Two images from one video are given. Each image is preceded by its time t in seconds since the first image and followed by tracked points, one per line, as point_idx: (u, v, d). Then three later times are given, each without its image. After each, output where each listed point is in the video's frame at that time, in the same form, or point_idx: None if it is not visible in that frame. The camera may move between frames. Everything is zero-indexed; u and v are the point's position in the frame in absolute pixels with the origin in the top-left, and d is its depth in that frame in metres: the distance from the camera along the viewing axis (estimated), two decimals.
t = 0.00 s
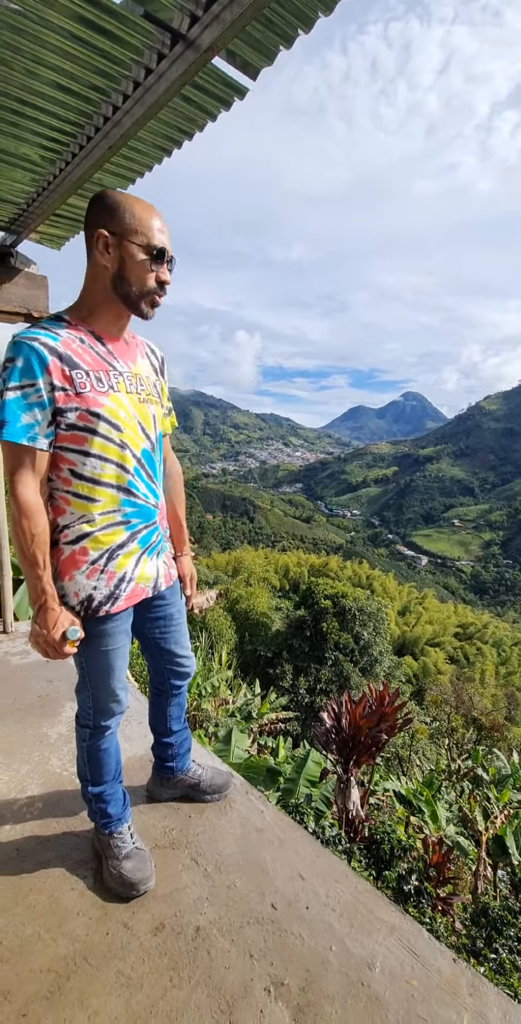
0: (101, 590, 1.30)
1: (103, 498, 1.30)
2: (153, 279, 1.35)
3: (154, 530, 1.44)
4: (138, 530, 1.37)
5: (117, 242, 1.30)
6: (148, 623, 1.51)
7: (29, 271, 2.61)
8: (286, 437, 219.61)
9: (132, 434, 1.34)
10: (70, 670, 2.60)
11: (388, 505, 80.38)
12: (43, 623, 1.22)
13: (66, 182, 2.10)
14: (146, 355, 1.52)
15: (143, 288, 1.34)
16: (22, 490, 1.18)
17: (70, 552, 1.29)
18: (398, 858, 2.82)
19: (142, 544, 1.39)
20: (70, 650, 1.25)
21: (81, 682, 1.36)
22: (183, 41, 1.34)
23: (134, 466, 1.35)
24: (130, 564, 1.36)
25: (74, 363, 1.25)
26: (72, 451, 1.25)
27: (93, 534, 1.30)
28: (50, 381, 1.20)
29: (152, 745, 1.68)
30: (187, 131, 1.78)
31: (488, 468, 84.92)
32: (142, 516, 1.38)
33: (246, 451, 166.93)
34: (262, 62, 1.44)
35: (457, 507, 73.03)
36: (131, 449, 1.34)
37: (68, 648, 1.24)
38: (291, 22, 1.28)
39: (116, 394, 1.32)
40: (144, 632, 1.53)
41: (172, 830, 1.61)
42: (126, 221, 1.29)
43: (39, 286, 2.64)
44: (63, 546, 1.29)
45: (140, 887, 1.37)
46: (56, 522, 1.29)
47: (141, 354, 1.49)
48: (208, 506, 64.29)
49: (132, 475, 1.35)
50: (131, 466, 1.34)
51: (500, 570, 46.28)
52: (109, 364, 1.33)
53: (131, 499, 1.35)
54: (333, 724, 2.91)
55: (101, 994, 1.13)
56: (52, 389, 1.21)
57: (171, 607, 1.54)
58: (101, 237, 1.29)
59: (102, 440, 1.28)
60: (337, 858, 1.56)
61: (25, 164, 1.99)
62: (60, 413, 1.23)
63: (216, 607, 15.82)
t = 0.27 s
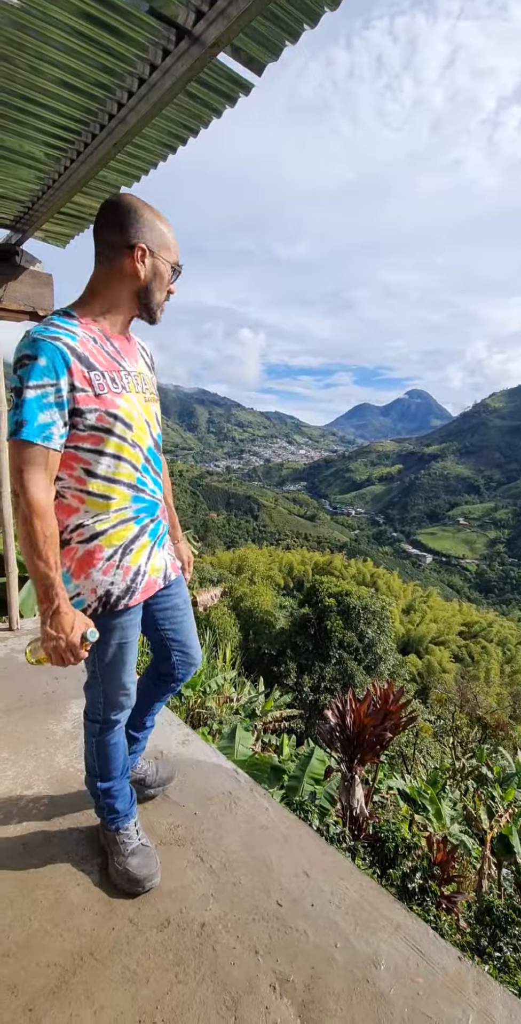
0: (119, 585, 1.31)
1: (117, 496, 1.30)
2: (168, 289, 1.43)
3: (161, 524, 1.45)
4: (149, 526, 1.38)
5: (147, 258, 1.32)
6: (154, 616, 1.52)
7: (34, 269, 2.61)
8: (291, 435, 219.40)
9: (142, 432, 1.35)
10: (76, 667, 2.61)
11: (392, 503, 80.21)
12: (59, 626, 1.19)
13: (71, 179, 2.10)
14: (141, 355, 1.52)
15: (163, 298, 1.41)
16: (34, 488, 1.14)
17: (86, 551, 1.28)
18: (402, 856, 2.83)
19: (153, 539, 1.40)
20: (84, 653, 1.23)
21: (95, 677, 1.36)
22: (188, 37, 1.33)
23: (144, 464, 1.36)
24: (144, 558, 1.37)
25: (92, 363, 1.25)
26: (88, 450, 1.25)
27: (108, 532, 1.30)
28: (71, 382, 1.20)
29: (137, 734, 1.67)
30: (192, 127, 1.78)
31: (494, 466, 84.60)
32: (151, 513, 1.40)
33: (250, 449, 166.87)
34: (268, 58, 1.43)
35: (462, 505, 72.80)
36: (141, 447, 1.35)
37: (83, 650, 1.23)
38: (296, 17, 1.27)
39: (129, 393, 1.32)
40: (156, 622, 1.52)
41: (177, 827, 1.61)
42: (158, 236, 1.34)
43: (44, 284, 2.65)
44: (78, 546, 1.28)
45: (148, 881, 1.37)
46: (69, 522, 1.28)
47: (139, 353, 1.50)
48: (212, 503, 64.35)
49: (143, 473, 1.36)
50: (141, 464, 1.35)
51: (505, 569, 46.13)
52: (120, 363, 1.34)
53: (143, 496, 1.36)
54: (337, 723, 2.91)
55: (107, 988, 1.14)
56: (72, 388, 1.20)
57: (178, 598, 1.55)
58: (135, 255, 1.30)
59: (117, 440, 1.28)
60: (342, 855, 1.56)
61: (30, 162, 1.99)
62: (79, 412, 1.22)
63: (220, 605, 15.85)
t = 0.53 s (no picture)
0: (134, 576, 1.33)
1: (127, 490, 1.30)
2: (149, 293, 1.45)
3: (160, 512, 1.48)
4: (154, 515, 1.40)
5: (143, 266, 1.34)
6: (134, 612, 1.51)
7: (33, 269, 2.61)
8: (290, 435, 219.44)
9: (142, 427, 1.36)
10: (76, 667, 2.61)
11: (392, 503, 80.22)
12: (90, 620, 1.15)
13: (70, 179, 2.10)
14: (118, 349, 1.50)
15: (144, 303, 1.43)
16: (55, 485, 1.10)
17: (101, 546, 1.27)
18: (402, 856, 2.84)
19: (157, 527, 1.43)
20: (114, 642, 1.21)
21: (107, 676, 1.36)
22: (188, 37, 1.33)
23: (146, 457, 1.37)
24: (152, 546, 1.39)
25: (97, 359, 1.24)
26: (98, 446, 1.23)
27: (121, 525, 1.29)
28: (85, 379, 1.19)
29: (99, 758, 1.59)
30: (191, 126, 1.77)
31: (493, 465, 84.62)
32: (154, 502, 1.42)
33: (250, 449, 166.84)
34: (267, 57, 1.43)
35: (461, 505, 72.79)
36: (143, 441, 1.36)
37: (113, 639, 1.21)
38: (296, 16, 1.28)
39: (129, 388, 1.33)
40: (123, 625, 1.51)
41: (178, 827, 1.61)
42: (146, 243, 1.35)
43: (44, 284, 2.64)
44: (93, 541, 1.26)
45: (147, 881, 1.37)
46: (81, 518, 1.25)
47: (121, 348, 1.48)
48: (212, 503, 64.33)
49: (146, 465, 1.37)
50: (144, 457, 1.36)
51: (505, 569, 46.13)
52: (117, 358, 1.34)
53: (147, 488, 1.37)
54: (336, 722, 2.91)
55: (107, 989, 1.14)
56: (85, 386, 1.19)
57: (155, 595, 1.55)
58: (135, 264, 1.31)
59: (125, 435, 1.28)
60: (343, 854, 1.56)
61: (29, 161, 1.99)
62: (91, 410, 1.21)
63: (219, 605, 15.85)
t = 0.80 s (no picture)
0: (122, 574, 1.33)
1: (113, 493, 1.29)
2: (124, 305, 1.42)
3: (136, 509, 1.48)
4: (134, 514, 1.41)
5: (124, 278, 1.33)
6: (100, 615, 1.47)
7: (29, 271, 2.60)
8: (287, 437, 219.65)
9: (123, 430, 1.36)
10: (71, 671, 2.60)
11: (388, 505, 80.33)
12: (102, 614, 1.13)
13: (67, 183, 2.11)
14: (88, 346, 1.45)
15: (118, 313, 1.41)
16: (54, 491, 1.07)
17: (91, 548, 1.25)
18: (398, 859, 2.83)
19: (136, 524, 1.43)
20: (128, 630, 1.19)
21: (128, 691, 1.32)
22: (183, 42, 1.34)
23: (126, 460, 1.37)
24: (134, 544, 1.39)
25: (86, 366, 1.21)
26: (87, 452, 1.21)
27: (108, 528, 1.28)
28: (79, 388, 1.17)
29: (65, 771, 1.54)
30: (187, 131, 1.78)
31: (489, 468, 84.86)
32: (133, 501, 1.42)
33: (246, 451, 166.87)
34: (263, 63, 1.44)
35: (457, 508, 72.93)
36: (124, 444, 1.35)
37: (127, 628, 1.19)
38: (291, 22, 1.28)
39: (111, 392, 1.32)
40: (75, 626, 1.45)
41: (173, 831, 1.60)
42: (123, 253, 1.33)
43: (40, 287, 2.64)
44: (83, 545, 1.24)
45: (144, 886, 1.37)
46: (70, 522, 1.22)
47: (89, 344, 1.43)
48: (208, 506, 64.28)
49: (126, 466, 1.37)
50: (125, 460, 1.36)
51: (501, 571, 46.22)
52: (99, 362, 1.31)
53: (128, 488, 1.37)
54: (332, 726, 2.91)
55: (102, 995, 1.13)
56: (79, 394, 1.17)
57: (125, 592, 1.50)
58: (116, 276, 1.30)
59: (111, 440, 1.27)
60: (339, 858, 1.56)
61: (26, 165, 1.99)
62: (82, 418, 1.19)
63: (216, 608, 15.80)
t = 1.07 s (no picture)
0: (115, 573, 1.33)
1: (102, 491, 1.29)
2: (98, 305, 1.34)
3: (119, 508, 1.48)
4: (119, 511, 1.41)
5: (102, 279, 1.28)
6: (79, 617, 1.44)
7: (27, 274, 2.60)
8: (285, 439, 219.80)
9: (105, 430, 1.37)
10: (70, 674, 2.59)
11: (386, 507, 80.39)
12: (83, 626, 1.13)
13: (65, 185, 2.11)
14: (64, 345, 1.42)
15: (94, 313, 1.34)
16: (48, 494, 1.07)
17: (84, 548, 1.24)
18: (397, 861, 2.83)
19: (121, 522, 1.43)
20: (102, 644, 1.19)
21: (132, 690, 1.34)
22: (182, 45, 1.34)
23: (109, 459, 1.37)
24: (121, 542, 1.40)
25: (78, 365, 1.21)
26: (80, 452, 1.21)
27: (100, 526, 1.28)
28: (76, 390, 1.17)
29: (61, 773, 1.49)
30: (185, 134, 1.78)
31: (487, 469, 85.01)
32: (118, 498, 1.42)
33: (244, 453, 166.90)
34: (261, 67, 1.44)
35: (455, 509, 73.00)
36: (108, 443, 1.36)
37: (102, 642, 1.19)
38: (288, 26, 1.29)
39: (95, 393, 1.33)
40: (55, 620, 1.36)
41: (171, 834, 1.60)
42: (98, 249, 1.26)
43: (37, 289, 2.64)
44: (76, 546, 1.23)
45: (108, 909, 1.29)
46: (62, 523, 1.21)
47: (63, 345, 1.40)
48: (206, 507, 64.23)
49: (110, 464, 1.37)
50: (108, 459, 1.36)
51: (499, 572, 46.27)
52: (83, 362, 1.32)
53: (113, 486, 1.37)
54: (330, 728, 2.91)
55: (99, 999, 1.13)
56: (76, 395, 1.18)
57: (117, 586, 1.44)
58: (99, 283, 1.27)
59: (99, 439, 1.27)
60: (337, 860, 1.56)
61: (24, 167, 1.99)
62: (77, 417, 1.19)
63: (214, 609, 15.78)
